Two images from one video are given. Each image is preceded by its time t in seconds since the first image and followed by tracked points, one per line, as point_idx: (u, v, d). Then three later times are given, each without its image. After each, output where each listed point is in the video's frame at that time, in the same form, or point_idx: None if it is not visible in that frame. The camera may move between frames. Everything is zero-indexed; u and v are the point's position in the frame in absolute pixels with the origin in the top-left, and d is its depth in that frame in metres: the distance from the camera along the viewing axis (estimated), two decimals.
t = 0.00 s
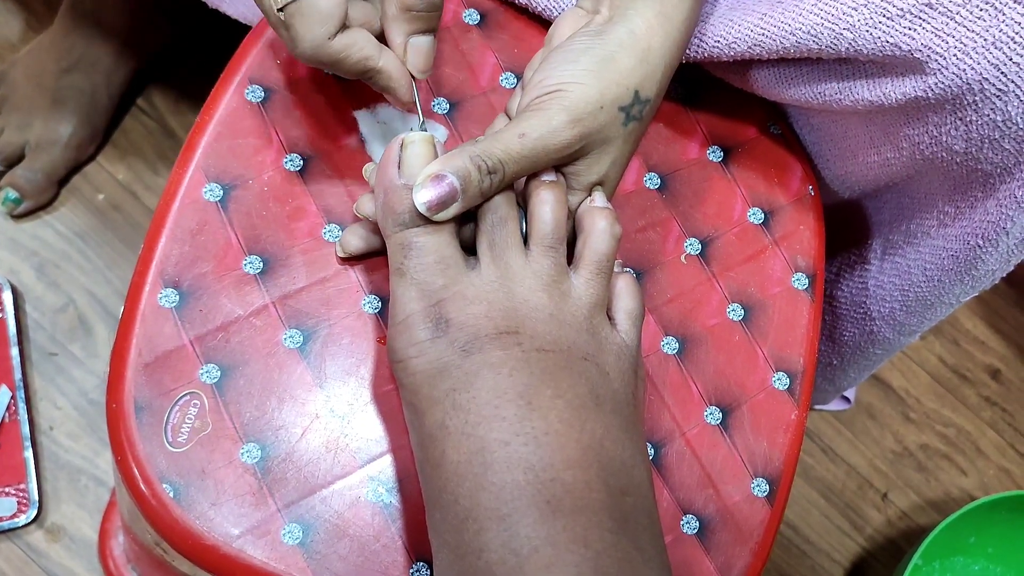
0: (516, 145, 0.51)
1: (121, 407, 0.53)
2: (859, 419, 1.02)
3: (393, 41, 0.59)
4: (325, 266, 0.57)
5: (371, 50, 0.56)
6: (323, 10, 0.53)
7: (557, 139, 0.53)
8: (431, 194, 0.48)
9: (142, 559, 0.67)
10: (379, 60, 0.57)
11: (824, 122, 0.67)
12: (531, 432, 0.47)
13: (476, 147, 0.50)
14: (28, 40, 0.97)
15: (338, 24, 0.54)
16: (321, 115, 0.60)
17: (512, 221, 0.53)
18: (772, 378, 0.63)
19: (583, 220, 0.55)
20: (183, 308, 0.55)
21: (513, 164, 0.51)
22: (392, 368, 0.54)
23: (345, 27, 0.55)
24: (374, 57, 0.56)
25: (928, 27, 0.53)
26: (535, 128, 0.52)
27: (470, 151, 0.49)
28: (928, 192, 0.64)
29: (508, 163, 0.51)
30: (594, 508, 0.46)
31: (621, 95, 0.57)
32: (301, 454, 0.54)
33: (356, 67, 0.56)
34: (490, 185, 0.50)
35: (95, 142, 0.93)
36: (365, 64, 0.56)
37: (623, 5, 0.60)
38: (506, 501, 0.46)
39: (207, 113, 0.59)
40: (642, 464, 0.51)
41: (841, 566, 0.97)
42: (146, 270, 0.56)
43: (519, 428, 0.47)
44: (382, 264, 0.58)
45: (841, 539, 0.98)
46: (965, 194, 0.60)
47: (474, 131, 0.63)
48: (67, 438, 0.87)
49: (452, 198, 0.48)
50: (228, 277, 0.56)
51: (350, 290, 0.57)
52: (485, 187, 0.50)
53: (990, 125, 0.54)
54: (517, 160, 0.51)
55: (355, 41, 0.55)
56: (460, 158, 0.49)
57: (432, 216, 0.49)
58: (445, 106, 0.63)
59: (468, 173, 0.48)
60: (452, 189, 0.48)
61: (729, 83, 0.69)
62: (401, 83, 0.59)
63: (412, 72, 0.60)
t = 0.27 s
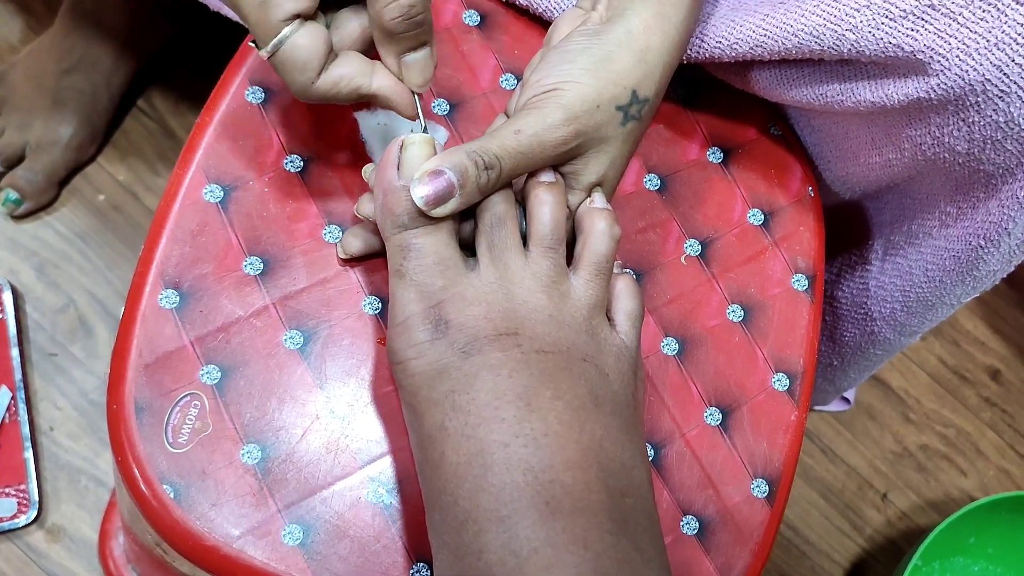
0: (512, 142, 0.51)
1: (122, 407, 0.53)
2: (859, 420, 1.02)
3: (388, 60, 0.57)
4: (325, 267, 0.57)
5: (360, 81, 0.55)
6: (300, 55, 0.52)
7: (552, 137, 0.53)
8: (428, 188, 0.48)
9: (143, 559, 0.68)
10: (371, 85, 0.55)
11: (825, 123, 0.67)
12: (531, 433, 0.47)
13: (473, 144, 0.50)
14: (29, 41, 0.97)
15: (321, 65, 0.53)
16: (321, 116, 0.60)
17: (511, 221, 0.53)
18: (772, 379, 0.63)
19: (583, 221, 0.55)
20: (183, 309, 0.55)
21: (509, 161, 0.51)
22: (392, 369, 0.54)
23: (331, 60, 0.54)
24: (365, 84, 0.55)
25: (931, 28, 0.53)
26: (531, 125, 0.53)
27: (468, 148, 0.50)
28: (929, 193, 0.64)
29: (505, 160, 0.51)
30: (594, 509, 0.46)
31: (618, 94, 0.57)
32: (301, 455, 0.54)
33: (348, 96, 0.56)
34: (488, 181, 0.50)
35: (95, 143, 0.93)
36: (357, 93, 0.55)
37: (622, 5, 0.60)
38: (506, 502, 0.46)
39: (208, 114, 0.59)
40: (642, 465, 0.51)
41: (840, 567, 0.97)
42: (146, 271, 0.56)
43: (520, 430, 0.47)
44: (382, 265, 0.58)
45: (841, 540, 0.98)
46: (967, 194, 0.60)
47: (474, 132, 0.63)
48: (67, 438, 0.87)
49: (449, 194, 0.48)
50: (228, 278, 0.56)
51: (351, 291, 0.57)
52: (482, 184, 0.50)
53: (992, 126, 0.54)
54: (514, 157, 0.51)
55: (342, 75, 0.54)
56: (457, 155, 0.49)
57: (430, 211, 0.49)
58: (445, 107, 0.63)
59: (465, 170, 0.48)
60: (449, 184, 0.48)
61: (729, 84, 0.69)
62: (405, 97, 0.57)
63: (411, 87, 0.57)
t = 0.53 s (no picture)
0: (514, 143, 0.51)
1: (122, 408, 0.54)
2: (858, 421, 1.02)
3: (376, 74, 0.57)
4: (325, 268, 0.58)
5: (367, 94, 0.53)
6: (305, 73, 0.50)
7: (553, 137, 0.53)
8: (431, 190, 0.48)
9: (142, 560, 0.67)
10: (375, 94, 0.53)
11: (825, 124, 0.67)
12: (531, 434, 0.47)
13: (475, 145, 0.50)
14: (28, 42, 0.97)
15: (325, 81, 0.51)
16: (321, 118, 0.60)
17: (512, 222, 0.53)
18: (772, 380, 0.63)
19: (584, 222, 0.55)
20: (183, 310, 0.55)
21: (511, 162, 0.51)
22: (392, 370, 0.54)
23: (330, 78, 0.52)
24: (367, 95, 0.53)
25: (931, 29, 0.53)
26: (533, 126, 0.53)
27: (470, 149, 0.50)
28: (929, 194, 0.64)
29: (507, 160, 0.51)
30: (594, 510, 0.46)
31: (619, 95, 0.57)
32: (301, 456, 0.54)
33: (358, 111, 0.53)
34: (489, 182, 0.50)
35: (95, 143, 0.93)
36: (364, 104, 0.53)
37: (623, 6, 0.60)
38: (506, 503, 0.46)
39: (208, 115, 0.59)
40: (642, 466, 0.51)
41: (840, 568, 0.97)
42: (147, 271, 0.56)
43: (520, 431, 0.47)
44: (382, 266, 0.58)
45: (840, 541, 0.98)
46: (967, 195, 0.60)
47: (474, 133, 0.63)
48: (67, 439, 0.87)
49: (452, 195, 0.48)
50: (229, 278, 0.56)
51: (351, 291, 0.57)
52: (484, 184, 0.50)
53: (992, 127, 0.54)
54: (516, 157, 0.51)
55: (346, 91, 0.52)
56: (459, 156, 0.49)
57: (432, 212, 0.49)
58: (445, 108, 0.63)
59: (467, 170, 0.48)
60: (452, 186, 0.48)
61: (729, 85, 0.69)
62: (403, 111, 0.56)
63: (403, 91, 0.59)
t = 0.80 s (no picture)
0: (514, 145, 0.51)
1: (121, 408, 0.53)
2: (858, 421, 1.02)
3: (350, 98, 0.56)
4: (325, 268, 0.57)
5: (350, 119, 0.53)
6: (281, 109, 0.50)
7: (554, 140, 0.53)
8: (431, 192, 0.48)
9: (142, 561, 0.67)
10: (357, 116, 0.53)
11: (825, 125, 0.67)
12: (531, 434, 0.47)
13: (475, 147, 0.50)
14: (28, 42, 0.97)
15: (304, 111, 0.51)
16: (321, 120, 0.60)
17: (511, 223, 0.53)
18: (771, 381, 0.63)
19: (583, 223, 0.55)
20: (183, 310, 0.55)
21: (511, 164, 0.51)
22: (391, 370, 0.54)
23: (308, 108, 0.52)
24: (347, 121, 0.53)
25: (930, 31, 0.53)
26: (533, 128, 0.53)
27: (470, 151, 0.50)
28: (929, 196, 0.64)
29: (507, 162, 0.51)
30: (594, 511, 0.46)
31: (620, 97, 0.57)
32: (301, 457, 0.54)
33: (347, 137, 0.53)
34: (489, 185, 0.50)
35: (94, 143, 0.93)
36: (349, 128, 0.52)
37: (623, 7, 0.60)
38: (506, 504, 0.46)
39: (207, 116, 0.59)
40: (642, 467, 0.51)
41: (839, 569, 0.97)
42: (146, 272, 0.56)
43: (520, 432, 0.47)
44: (381, 267, 0.58)
45: (840, 542, 0.98)
46: (966, 197, 0.60)
47: (473, 133, 0.63)
48: (66, 440, 0.87)
49: (452, 197, 0.48)
50: (228, 279, 0.56)
51: (350, 292, 0.57)
52: (484, 187, 0.50)
53: (991, 129, 0.54)
54: (516, 160, 0.52)
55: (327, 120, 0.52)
56: (460, 157, 0.49)
57: (432, 215, 0.49)
58: (444, 109, 0.63)
59: (467, 172, 0.48)
60: (452, 188, 0.48)
61: (728, 86, 0.69)
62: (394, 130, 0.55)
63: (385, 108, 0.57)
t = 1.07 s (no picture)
0: (514, 147, 0.51)
1: (119, 409, 0.53)
2: (857, 422, 1.02)
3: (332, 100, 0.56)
4: (323, 269, 0.57)
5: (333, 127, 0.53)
6: (262, 122, 0.51)
7: (555, 142, 0.53)
8: (431, 195, 0.48)
9: (140, 561, 0.67)
10: (342, 124, 0.53)
11: (823, 127, 0.67)
12: (530, 435, 0.47)
13: (476, 149, 0.50)
14: (26, 42, 0.97)
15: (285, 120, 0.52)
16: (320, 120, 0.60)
17: (511, 224, 0.53)
18: (770, 381, 0.63)
19: (582, 224, 0.55)
20: (181, 311, 0.55)
21: (511, 167, 0.51)
22: (390, 371, 0.54)
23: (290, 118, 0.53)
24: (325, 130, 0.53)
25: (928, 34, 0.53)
26: (534, 130, 0.53)
27: (470, 153, 0.50)
28: (927, 197, 0.64)
29: (507, 165, 0.51)
30: (593, 512, 0.46)
31: (621, 99, 0.57)
32: (299, 457, 0.54)
33: (334, 145, 0.53)
34: (490, 187, 0.50)
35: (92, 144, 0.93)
36: (335, 137, 0.53)
37: (624, 8, 0.60)
38: (504, 504, 0.46)
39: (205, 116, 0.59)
40: (641, 468, 0.51)
41: (838, 569, 0.97)
42: (144, 272, 0.56)
43: (519, 432, 0.47)
44: (380, 268, 0.58)
45: (839, 542, 0.98)
46: (964, 199, 0.60)
47: (472, 134, 0.63)
48: (65, 440, 0.87)
49: (452, 200, 0.48)
50: (226, 279, 0.56)
51: (348, 292, 0.57)
52: (484, 189, 0.50)
53: (989, 131, 0.54)
54: (516, 162, 0.51)
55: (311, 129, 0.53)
56: (460, 160, 0.49)
57: (432, 217, 0.50)
58: (443, 109, 0.63)
59: (468, 175, 0.48)
60: (453, 191, 0.48)
61: (727, 87, 0.69)
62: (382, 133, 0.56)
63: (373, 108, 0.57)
